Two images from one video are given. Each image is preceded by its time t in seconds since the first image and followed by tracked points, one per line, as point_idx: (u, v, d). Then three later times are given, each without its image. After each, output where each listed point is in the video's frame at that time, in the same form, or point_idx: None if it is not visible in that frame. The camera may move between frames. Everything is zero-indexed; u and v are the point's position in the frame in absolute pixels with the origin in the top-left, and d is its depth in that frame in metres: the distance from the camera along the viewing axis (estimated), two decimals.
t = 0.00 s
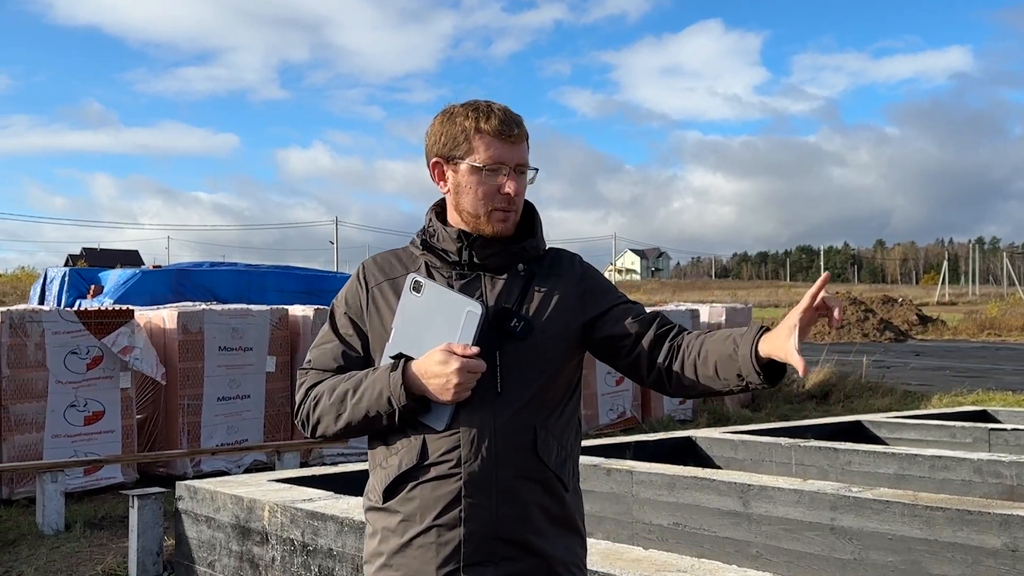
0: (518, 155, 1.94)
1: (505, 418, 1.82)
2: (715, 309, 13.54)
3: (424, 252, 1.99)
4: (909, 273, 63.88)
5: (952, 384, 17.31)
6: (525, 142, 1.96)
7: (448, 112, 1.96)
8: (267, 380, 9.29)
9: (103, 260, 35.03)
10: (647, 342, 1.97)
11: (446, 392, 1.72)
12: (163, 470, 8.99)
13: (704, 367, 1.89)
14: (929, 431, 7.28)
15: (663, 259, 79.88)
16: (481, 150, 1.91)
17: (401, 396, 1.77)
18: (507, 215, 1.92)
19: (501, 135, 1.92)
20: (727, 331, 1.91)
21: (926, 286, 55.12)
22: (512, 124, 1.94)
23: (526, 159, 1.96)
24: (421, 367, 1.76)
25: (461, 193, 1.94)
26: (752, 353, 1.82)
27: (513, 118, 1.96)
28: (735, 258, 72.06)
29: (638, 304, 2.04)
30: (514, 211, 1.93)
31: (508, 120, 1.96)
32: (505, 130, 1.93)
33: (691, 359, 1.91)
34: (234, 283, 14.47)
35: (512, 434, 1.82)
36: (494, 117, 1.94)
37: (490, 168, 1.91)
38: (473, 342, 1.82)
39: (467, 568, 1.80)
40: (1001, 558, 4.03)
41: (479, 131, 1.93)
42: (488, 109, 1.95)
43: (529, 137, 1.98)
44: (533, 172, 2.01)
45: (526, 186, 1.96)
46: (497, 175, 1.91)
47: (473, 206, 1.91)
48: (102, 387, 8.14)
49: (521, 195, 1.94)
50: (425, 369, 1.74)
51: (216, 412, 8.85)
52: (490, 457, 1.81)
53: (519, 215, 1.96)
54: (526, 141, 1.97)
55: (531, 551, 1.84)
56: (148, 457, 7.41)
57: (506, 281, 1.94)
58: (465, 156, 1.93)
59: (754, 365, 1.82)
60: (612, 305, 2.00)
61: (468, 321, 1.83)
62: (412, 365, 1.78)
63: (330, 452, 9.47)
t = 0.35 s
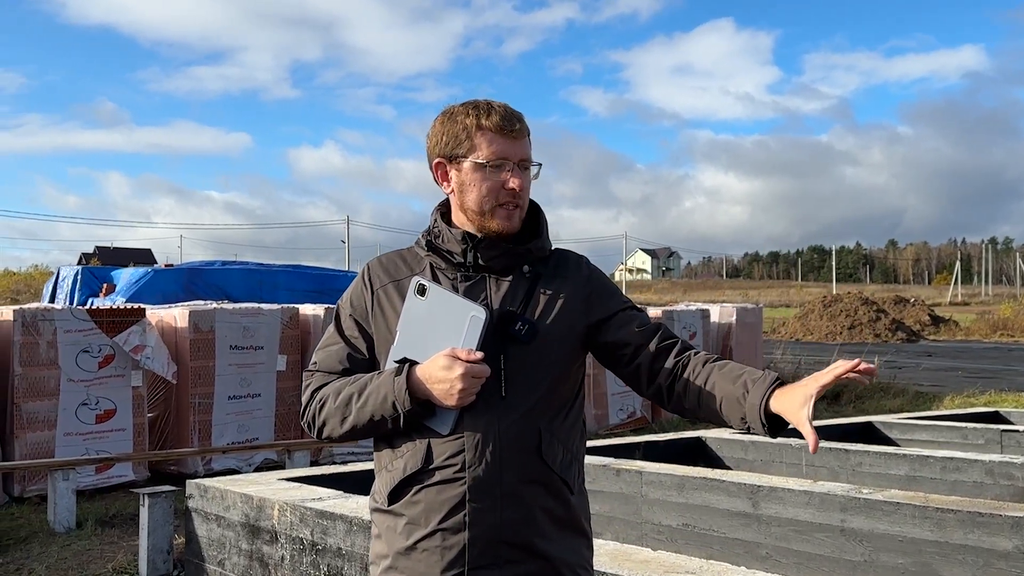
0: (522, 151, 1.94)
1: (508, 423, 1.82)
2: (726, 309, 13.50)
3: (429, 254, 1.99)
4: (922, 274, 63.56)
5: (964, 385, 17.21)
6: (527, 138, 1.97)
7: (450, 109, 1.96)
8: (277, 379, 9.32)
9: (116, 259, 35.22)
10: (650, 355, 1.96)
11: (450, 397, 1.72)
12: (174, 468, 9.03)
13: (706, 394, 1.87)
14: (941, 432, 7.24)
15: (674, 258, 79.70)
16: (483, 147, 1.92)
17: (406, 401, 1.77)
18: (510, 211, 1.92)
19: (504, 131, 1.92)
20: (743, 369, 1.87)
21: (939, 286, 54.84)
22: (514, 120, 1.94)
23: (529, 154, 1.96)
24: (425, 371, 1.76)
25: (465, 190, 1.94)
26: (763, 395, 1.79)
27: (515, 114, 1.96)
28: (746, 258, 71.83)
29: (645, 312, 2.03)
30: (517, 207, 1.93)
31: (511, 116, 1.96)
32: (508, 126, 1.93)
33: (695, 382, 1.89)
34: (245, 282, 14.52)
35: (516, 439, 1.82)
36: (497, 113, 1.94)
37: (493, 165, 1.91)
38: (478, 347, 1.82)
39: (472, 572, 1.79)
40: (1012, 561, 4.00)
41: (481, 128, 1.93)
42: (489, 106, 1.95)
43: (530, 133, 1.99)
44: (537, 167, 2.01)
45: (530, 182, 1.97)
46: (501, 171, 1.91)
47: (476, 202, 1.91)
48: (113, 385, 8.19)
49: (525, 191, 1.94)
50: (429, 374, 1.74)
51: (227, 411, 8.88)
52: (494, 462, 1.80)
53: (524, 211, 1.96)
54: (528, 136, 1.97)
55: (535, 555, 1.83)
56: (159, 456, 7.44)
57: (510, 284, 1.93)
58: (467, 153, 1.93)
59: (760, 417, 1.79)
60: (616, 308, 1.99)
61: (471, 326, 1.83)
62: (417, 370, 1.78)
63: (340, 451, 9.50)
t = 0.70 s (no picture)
0: (518, 149, 1.95)
1: (505, 424, 1.82)
2: (732, 310, 13.49)
3: (426, 255, 2.00)
4: (929, 275, 63.38)
5: (971, 386, 17.16)
6: (523, 137, 1.98)
7: (447, 107, 1.97)
8: (283, 378, 9.34)
9: (123, 258, 35.34)
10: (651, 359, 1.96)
11: (445, 399, 1.71)
12: (180, 467, 9.06)
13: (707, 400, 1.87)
14: (947, 434, 7.23)
15: (680, 259, 79.62)
16: (478, 144, 1.92)
17: (402, 404, 1.77)
18: (506, 207, 1.92)
19: (501, 128, 1.93)
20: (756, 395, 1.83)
21: (946, 287, 54.66)
22: (510, 118, 1.95)
23: (525, 152, 1.97)
24: (421, 373, 1.76)
25: (461, 187, 1.94)
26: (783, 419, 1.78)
27: (511, 113, 1.97)
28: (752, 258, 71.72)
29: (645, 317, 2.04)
30: (514, 204, 1.94)
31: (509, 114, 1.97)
32: (504, 124, 1.94)
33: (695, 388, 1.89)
34: (252, 281, 14.55)
35: (513, 440, 1.82)
36: (493, 111, 1.95)
37: (489, 162, 1.92)
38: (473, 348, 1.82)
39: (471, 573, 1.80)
40: (1017, 563, 4.00)
41: (477, 125, 1.94)
42: (486, 103, 1.96)
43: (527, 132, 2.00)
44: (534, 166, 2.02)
45: (526, 181, 1.97)
46: (497, 167, 1.92)
47: (472, 199, 1.92)
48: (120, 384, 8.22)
49: (522, 189, 1.95)
50: (424, 376, 1.74)
51: (233, 410, 8.90)
52: (491, 463, 1.81)
53: (519, 209, 1.97)
54: (525, 135, 1.98)
55: (534, 555, 1.84)
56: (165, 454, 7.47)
57: (507, 283, 1.94)
58: (463, 150, 1.94)
59: (768, 441, 1.77)
60: (615, 309, 2.00)
61: (465, 327, 1.82)
62: (412, 372, 1.78)
63: (346, 450, 9.53)
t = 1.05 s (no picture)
0: (536, 153, 1.94)
1: (513, 424, 1.83)
2: (734, 311, 13.49)
3: (437, 248, 1.99)
4: (930, 276, 63.35)
5: (972, 388, 17.16)
6: (542, 139, 1.96)
7: (468, 106, 1.96)
8: (285, 377, 9.35)
9: (125, 257, 35.36)
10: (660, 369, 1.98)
11: (455, 396, 1.72)
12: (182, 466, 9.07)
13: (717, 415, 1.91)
14: (949, 435, 7.23)
15: (681, 259, 79.60)
16: (495, 145, 1.91)
17: (409, 399, 1.77)
18: (520, 210, 1.92)
19: (521, 132, 1.92)
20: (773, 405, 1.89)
21: (947, 289, 54.63)
22: (530, 119, 1.94)
23: (544, 156, 1.96)
24: (431, 369, 1.76)
25: (476, 187, 1.94)
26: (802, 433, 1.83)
27: (532, 114, 1.96)
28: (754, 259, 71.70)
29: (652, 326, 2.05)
30: (528, 207, 1.93)
31: (530, 116, 1.95)
32: (523, 127, 1.93)
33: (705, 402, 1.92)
34: (254, 280, 14.56)
35: (520, 441, 1.83)
36: (513, 113, 1.94)
37: (505, 164, 1.91)
38: (485, 347, 1.82)
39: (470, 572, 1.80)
40: (1019, 564, 4.00)
41: (495, 126, 1.93)
42: (506, 105, 1.95)
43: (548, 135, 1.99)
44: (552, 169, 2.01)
45: (542, 183, 1.96)
46: (513, 172, 1.91)
47: (486, 201, 1.92)
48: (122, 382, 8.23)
49: (538, 194, 1.94)
50: (434, 372, 1.74)
51: (235, 409, 8.91)
52: (495, 463, 1.81)
53: (534, 213, 1.96)
54: (545, 138, 1.97)
55: (534, 556, 1.84)
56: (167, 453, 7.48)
57: (519, 283, 1.94)
58: (479, 151, 1.94)
59: (791, 449, 1.83)
60: (625, 317, 2.01)
61: (478, 326, 1.83)
62: (421, 367, 1.78)
63: (348, 449, 9.56)
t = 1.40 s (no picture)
0: (564, 160, 1.91)
1: (517, 428, 1.82)
2: (730, 312, 13.51)
3: (464, 244, 1.99)
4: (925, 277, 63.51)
5: (966, 389, 17.22)
6: (571, 147, 1.93)
7: (497, 111, 1.94)
8: (282, 376, 9.34)
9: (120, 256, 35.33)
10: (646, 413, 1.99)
11: (464, 394, 1.72)
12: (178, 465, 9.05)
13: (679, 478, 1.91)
14: (945, 436, 7.25)
15: (677, 260, 79.68)
16: (521, 153, 1.90)
17: (418, 391, 1.76)
18: (544, 219, 1.90)
19: (548, 140, 1.89)
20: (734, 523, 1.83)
21: (942, 291, 54.77)
22: (559, 128, 1.90)
23: (572, 163, 1.93)
24: (445, 364, 1.75)
25: (502, 193, 1.93)
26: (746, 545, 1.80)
27: (561, 122, 1.92)
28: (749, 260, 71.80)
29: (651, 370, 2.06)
30: (552, 215, 1.91)
31: (558, 123, 1.93)
32: (552, 135, 1.89)
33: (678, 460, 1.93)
34: (250, 279, 14.53)
35: (523, 445, 1.82)
36: (543, 120, 1.91)
37: (530, 171, 1.89)
38: (500, 349, 1.82)
39: (463, 569, 1.80)
40: (1016, 563, 4.01)
41: (523, 133, 1.91)
42: (537, 111, 1.91)
43: (578, 141, 1.96)
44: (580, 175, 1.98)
45: (569, 191, 1.94)
46: (539, 180, 1.89)
47: (509, 207, 1.91)
48: (119, 380, 8.22)
49: (563, 201, 1.92)
50: (447, 368, 1.74)
51: (232, 408, 8.91)
52: (495, 464, 1.81)
53: (560, 219, 1.94)
54: (574, 144, 1.94)
55: (526, 558, 1.85)
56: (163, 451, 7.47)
57: (542, 288, 1.94)
58: (506, 156, 1.92)
59: (730, 551, 1.81)
60: (631, 339, 2.02)
61: (497, 328, 1.82)
62: (435, 361, 1.77)
63: (344, 449, 9.58)
